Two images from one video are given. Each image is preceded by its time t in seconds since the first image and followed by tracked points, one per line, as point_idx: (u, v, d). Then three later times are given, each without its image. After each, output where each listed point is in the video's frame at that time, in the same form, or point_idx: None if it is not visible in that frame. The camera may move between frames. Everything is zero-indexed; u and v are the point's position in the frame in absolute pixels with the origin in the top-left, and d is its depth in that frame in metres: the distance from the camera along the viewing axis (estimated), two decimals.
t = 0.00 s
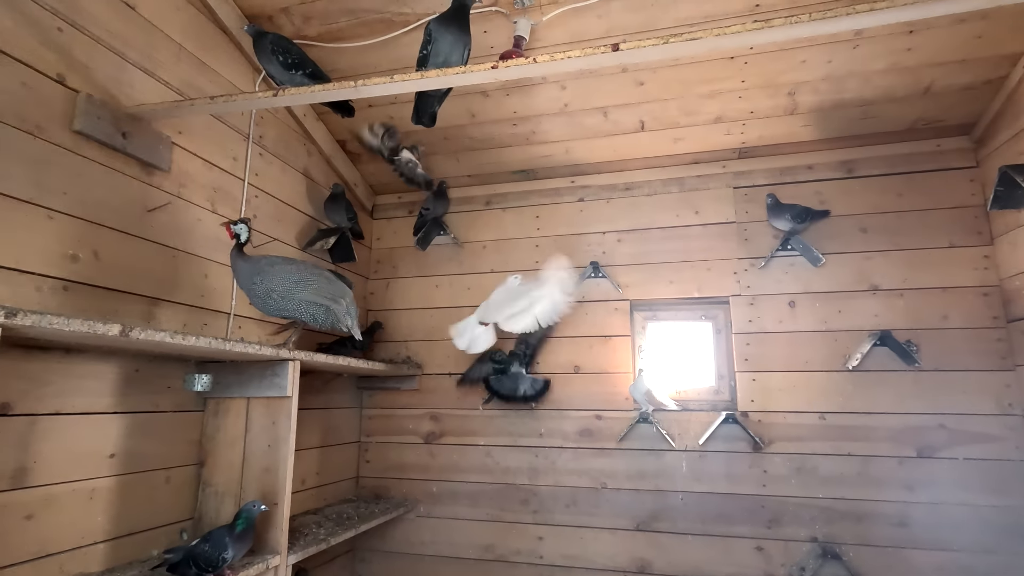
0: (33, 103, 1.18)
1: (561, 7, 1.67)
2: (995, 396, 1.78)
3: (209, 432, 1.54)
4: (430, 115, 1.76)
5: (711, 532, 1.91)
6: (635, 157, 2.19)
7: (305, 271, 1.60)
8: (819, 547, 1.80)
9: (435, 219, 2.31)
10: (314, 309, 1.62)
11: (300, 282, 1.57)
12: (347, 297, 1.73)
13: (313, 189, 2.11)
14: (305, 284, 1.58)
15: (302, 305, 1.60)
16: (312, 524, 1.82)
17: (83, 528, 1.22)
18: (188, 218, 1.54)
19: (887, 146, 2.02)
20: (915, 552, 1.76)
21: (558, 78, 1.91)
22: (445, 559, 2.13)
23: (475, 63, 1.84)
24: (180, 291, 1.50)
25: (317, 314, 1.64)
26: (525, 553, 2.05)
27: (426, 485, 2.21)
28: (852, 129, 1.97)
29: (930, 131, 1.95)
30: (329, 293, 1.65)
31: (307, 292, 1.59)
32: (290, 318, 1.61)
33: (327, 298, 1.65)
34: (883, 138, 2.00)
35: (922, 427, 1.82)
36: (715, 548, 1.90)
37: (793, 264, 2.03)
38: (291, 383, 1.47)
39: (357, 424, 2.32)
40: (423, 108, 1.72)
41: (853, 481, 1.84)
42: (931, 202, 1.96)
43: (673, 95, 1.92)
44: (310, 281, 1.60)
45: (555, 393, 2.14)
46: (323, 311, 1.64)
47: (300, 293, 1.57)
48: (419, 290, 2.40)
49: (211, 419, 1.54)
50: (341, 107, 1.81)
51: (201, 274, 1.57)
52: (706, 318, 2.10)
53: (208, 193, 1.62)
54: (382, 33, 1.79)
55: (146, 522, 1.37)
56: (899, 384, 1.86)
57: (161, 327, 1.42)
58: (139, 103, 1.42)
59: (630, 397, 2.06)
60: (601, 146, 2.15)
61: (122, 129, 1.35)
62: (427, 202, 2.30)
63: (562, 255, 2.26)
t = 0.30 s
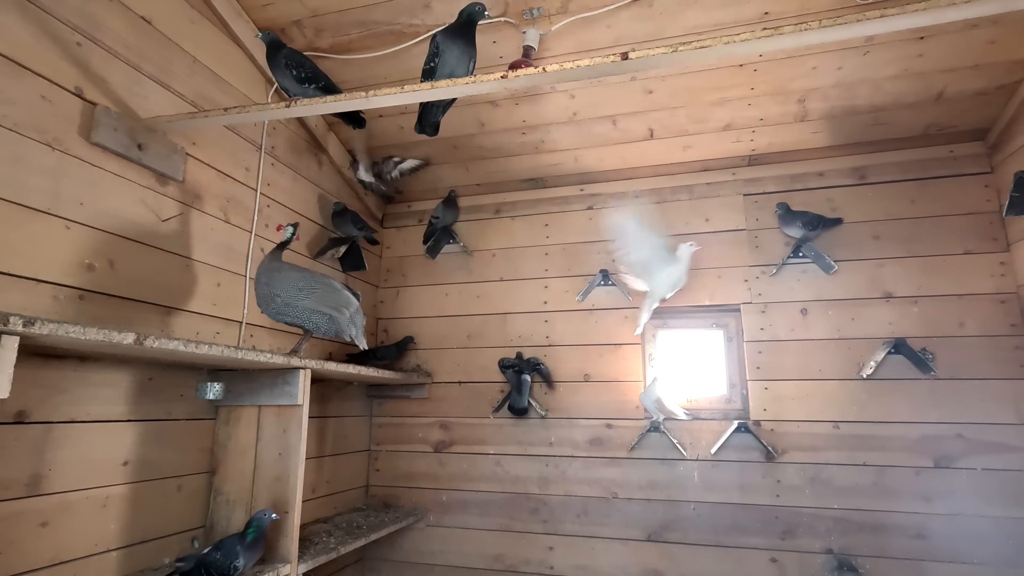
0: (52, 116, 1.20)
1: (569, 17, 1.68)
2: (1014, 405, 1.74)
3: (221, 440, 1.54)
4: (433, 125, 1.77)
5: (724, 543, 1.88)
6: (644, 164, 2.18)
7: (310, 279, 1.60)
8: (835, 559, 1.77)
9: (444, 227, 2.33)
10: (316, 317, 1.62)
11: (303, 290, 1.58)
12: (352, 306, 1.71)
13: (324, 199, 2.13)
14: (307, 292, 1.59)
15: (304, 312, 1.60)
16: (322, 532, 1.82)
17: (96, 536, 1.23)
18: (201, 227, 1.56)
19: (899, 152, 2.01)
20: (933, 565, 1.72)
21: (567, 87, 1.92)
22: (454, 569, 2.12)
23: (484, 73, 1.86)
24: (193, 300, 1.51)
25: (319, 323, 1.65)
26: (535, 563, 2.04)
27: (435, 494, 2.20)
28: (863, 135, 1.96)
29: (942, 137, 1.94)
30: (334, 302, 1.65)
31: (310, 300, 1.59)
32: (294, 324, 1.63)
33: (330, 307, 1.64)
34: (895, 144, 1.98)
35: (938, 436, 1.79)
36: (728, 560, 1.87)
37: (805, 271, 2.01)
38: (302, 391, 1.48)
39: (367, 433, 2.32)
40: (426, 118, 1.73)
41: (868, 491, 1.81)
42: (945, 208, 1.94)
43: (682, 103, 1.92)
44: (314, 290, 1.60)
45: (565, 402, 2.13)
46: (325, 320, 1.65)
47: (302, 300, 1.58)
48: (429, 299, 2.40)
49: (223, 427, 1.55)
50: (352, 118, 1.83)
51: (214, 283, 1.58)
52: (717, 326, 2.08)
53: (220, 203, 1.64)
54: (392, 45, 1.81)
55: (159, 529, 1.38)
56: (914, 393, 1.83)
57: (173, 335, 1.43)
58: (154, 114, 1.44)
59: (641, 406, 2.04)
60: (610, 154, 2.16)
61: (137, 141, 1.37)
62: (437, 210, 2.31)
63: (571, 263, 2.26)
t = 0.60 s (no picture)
0: (67, 126, 1.22)
1: (577, 25, 1.68)
2: None
3: (231, 446, 1.55)
4: (441, 133, 1.78)
5: (735, 552, 1.86)
6: (652, 170, 2.18)
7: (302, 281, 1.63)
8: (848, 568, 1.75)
9: (452, 234, 2.33)
10: (301, 317, 1.65)
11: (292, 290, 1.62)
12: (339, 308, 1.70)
13: (333, 206, 2.15)
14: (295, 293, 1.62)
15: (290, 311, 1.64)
16: (330, 539, 1.82)
17: (108, 542, 1.24)
18: (212, 235, 1.58)
19: (910, 156, 1.99)
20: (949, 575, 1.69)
21: (574, 94, 1.92)
22: None
23: (492, 81, 1.87)
24: (204, 307, 1.52)
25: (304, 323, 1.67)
26: (544, 571, 2.02)
27: (444, 501, 2.20)
28: (872, 140, 1.95)
29: (953, 141, 1.92)
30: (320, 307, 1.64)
31: (296, 301, 1.62)
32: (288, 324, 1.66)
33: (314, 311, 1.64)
34: (905, 149, 1.97)
35: (953, 444, 1.76)
36: (740, 569, 1.85)
37: (815, 277, 1.99)
38: (311, 398, 1.48)
39: (375, 439, 2.33)
40: (434, 126, 1.74)
41: (882, 499, 1.78)
42: (957, 213, 1.92)
43: (690, 109, 1.92)
44: (302, 292, 1.62)
45: (573, 408, 2.12)
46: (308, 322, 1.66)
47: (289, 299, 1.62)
48: (437, 305, 2.41)
49: (233, 433, 1.56)
50: (362, 126, 1.84)
51: (224, 290, 1.60)
52: (726, 332, 2.07)
53: (231, 210, 1.65)
54: (401, 53, 1.83)
55: (169, 535, 1.38)
56: (927, 399, 1.81)
57: (185, 342, 1.44)
58: (167, 124, 1.46)
59: (650, 413, 2.03)
60: (618, 160, 2.15)
61: (151, 150, 1.39)
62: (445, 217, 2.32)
63: (579, 270, 2.26)
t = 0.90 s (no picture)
0: (88, 139, 1.25)
1: (587, 34, 1.69)
2: None
3: (245, 455, 1.56)
4: (454, 142, 1.79)
5: (752, 563, 1.83)
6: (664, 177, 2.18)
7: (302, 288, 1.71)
8: None
9: (464, 242, 2.36)
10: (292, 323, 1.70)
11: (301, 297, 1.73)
12: (297, 307, 1.58)
13: (346, 216, 2.17)
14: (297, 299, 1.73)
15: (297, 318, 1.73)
16: (343, 548, 1.82)
17: (125, 549, 1.25)
18: (228, 245, 1.60)
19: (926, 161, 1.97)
20: None
21: (585, 102, 1.93)
22: None
23: (503, 90, 1.88)
24: (219, 316, 1.54)
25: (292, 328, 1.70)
26: None
27: (456, 510, 2.19)
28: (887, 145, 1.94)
29: (969, 145, 1.90)
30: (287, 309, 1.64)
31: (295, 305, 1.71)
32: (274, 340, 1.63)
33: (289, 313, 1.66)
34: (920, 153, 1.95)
35: (975, 453, 1.72)
36: None
37: (831, 284, 1.97)
38: (324, 406, 1.49)
39: (388, 447, 2.33)
40: (447, 135, 1.75)
41: (902, 510, 1.75)
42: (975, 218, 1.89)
43: (700, 116, 1.91)
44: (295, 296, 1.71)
45: (586, 417, 2.11)
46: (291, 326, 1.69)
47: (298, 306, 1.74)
48: (449, 313, 2.41)
49: (247, 442, 1.57)
50: (374, 137, 1.86)
51: (239, 299, 1.62)
52: (740, 339, 2.05)
53: (246, 220, 1.68)
54: (412, 64, 1.85)
55: (185, 543, 1.39)
56: (948, 407, 1.77)
57: (200, 351, 1.46)
58: (184, 136, 1.49)
59: (664, 421, 2.01)
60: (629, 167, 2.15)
61: (168, 162, 1.42)
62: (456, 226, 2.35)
63: (591, 277, 2.25)
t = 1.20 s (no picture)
0: (111, 152, 1.28)
1: (600, 41, 1.70)
2: None
3: (262, 462, 1.57)
4: (468, 150, 1.80)
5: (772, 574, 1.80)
6: (677, 182, 2.17)
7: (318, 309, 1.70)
8: None
9: (477, 250, 2.36)
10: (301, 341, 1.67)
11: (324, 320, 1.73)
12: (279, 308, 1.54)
13: (361, 224, 2.19)
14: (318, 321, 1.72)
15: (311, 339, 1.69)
16: (358, 555, 1.82)
17: (145, 555, 1.26)
18: (245, 253, 1.62)
19: (946, 163, 1.94)
20: None
21: (598, 108, 1.93)
22: None
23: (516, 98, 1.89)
24: (236, 324, 1.56)
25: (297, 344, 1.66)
26: None
27: (471, 517, 2.18)
28: (904, 147, 1.91)
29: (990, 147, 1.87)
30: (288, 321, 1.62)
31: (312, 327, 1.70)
32: (279, 347, 1.66)
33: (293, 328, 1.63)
34: (939, 156, 1.92)
35: (1002, 462, 1.68)
36: None
37: (849, 289, 1.94)
38: (340, 413, 1.50)
39: (403, 455, 2.33)
40: (461, 143, 1.76)
41: (927, 520, 1.71)
42: (998, 220, 1.85)
43: (714, 121, 1.90)
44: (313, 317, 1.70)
45: (601, 424, 2.10)
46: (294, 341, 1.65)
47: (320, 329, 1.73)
48: (462, 320, 2.42)
49: (264, 449, 1.58)
50: (389, 146, 1.88)
51: (256, 307, 1.63)
52: (757, 345, 2.03)
53: (263, 230, 1.70)
54: (426, 74, 1.87)
55: (203, 550, 1.40)
56: (972, 415, 1.73)
57: (218, 358, 1.47)
58: (203, 148, 1.52)
59: (680, 428, 1.99)
60: (643, 173, 2.15)
61: (187, 173, 1.44)
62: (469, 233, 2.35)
63: (605, 284, 2.24)
